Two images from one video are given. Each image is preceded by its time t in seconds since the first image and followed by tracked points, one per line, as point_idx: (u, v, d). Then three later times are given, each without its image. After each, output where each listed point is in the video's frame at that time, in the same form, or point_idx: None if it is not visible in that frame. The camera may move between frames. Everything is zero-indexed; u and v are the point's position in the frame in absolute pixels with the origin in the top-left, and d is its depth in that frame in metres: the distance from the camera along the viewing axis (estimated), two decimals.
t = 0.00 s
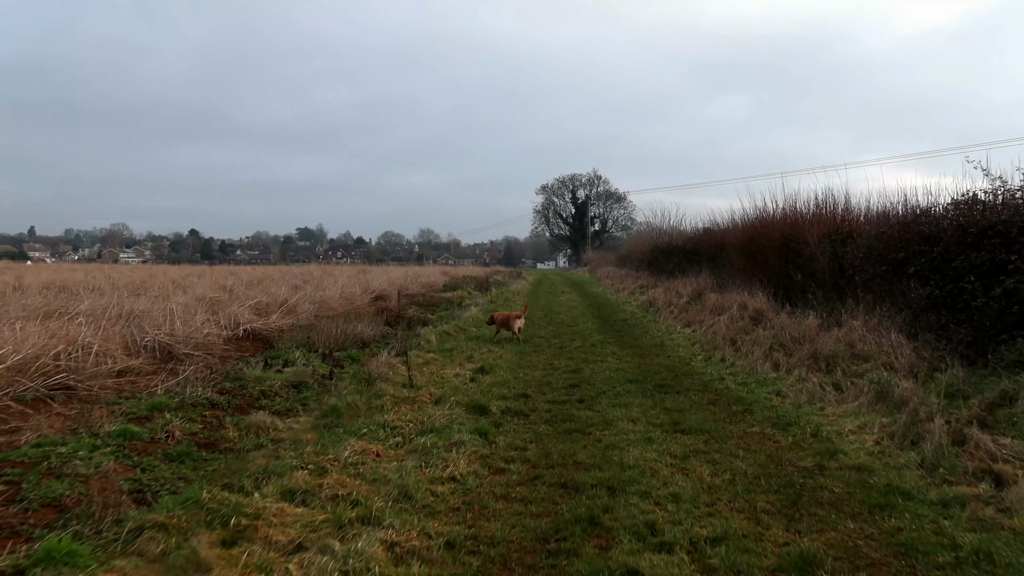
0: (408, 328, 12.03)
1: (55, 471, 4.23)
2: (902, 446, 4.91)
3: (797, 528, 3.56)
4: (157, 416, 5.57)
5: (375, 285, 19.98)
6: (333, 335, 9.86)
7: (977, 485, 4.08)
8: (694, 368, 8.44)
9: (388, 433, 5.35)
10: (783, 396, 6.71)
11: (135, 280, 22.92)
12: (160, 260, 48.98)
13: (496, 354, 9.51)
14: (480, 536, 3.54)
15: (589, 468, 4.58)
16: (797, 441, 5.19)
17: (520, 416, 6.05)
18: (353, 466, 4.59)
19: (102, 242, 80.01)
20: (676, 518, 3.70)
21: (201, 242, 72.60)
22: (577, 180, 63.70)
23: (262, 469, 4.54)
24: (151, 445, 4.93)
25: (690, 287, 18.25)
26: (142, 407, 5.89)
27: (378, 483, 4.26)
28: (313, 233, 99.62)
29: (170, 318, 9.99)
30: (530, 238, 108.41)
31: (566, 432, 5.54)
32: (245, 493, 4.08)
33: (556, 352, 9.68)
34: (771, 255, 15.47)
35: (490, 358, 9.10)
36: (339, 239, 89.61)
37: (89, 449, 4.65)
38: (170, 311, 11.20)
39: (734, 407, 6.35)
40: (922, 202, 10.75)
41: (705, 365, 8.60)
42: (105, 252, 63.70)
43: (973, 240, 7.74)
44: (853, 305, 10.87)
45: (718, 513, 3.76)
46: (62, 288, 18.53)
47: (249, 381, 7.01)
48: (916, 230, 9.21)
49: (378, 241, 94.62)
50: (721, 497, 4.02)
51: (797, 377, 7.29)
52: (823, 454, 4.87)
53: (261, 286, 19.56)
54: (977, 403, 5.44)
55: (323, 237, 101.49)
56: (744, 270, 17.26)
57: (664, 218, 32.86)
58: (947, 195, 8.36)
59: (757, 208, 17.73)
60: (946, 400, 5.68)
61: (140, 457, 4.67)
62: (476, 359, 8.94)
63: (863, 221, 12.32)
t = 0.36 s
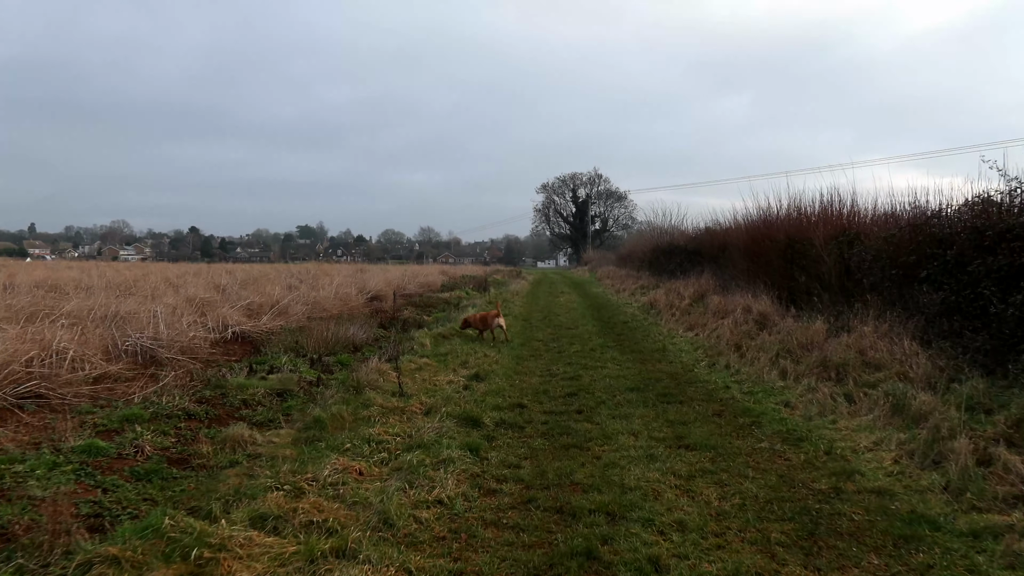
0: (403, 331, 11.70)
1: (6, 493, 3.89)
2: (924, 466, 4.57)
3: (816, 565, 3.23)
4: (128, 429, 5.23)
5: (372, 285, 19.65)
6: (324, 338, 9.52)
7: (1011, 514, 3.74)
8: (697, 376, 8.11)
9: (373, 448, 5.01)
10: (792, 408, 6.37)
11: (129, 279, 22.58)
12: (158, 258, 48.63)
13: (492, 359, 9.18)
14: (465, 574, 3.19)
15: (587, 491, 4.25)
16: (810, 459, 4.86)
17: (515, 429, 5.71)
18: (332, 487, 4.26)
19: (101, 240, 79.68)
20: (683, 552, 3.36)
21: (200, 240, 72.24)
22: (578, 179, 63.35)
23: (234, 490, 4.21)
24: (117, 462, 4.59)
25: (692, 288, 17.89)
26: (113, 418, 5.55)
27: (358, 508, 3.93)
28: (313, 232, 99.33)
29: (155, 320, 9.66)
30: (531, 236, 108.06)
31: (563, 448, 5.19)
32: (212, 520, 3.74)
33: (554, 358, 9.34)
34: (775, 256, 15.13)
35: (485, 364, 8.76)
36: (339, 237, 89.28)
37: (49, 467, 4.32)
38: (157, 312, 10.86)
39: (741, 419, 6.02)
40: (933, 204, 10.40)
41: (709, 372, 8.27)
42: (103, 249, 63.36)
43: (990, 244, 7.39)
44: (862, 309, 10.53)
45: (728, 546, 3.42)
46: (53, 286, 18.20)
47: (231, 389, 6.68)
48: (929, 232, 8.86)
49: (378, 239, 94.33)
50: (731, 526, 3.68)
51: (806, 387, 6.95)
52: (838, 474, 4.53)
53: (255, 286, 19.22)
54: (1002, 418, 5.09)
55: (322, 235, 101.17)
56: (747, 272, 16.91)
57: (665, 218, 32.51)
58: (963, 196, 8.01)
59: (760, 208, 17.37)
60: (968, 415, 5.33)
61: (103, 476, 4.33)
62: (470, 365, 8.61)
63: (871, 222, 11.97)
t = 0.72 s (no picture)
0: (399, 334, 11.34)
1: None
2: (955, 486, 4.22)
3: None
4: (97, 439, 4.87)
5: (369, 286, 19.29)
6: (315, 342, 9.17)
7: None
8: (704, 383, 7.75)
9: (359, 462, 4.65)
10: (806, 419, 6.01)
11: (124, 279, 22.21)
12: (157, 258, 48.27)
13: (491, 364, 8.81)
14: None
15: (590, 512, 3.89)
16: (831, 477, 4.50)
17: (512, 441, 5.36)
18: (313, 507, 3.90)
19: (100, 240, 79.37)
20: None
21: (200, 240, 71.93)
22: (579, 180, 63.05)
23: (204, 509, 3.85)
24: (81, 478, 4.23)
25: (695, 291, 17.52)
26: (84, 426, 5.19)
27: (338, 533, 3.57)
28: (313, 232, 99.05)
29: (141, 321, 9.29)
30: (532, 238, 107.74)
31: (564, 462, 4.84)
32: (176, 546, 3.38)
33: (554, 363, 8.99)
34: (781, 259, 14.78)
35: (482, 369, 8.41)
36: (339, 238, 88.93)
37: (3, 483, 3.95)
38: (144, 313, 10.49)
39: (753, 432, 5.66)
40: (947, 205, 10.05)
41: (716, 380, 7.91)
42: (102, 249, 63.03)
43: (1013, 247, 7.05)
44: (874, 314, 10.18)
45: None
46: (43, 286, 17.81)
47: (213, 394, 6.32)
48: (946, 235, 8.51)
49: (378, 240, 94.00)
50: (750, 556, 3.32)
51: (821, 396, 6.59)
52: (863, 495, 4.17)
53: (250, 287, 18.84)
54: None
55: (322, 236, 100.85)
56: (752, 275, 16.55)
57: (667, 220, 32.15)
58: (983, 197, 7.66)
59: (765, 210, 17.03)
60: (998, 429, 4.98)
61: (63, 493, 3.97)
62: (467, 370, 8.25)
63: (882, 225, 11.63)
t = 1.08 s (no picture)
0: (394, 336, 11.01)
1: None
2: (990, 502, 3.88)
3: None
4: (63, 453, 4.53)
5: (365, 287, 18.95)
6: (306, 345, 8.83)
7: None
8: (711, 387, 7.42)
9: (344, 478, 4.31)
10: (821, 426, 5.67)
11: (118, 280, 21.87)
12: (155, 260, 47.91)
13: (488, 367, 8.48)
14: None
15: (593, 535, 3.55)
16: (853, 492, 4.15)
17: (509, 453, 5.02)
18: (289, 531, 3.56)
19: (99, 241, 79.06)
20: None
21: (199, 241, 71.58)
22: (579, 178, 62.70)
23: (171, 533, 3.51)
24: (39, 497, 3.89)
25: (699, 290, 17.17)
26: (50, 439, 4.84)
27: (315, 560, 3.23)
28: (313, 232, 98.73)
29: (125, 323, 8.96)
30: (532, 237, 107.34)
31: (565, 477, 4.50)
32: None
33: (554, 366, 8.65)
34: (786, 257, 14.44)
35: (479, 373, 8.07)
36: (338, 238, 88.60)
37: None
38: (130, 315, 10.15)
39: (766, 440, 5.32)
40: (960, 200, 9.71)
41: (723, 383, 7.56)
42: (100, 250, 62.65)
43: None
44: (885, 313, 9.83)
45: None
46: (33, 288, 17.47)
47: (193, 401, 5.99)
48: (962, 230, 8.17)
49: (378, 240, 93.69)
50: None
51: (835, 401, 6.25)
52: (890, 513, 3.82)
53: (244, 288, 18.49)
54: None
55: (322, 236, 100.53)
56: (757, 273, 16.20)
57: (668, 217, 31.80)
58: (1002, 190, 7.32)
59: (770, 207, 16.68)
60: None
61: (17, 516, 3.62)
62: (464, 374, 7.92)
63: (891, 220, 11.29)
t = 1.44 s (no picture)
0: (388, 339, 10.66)
1: None
2: None
3: None
4: (18, 474, 4.18)
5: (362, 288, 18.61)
6: (294, 350, 8.48)
7: None
8: (718, 395, 7.05)
9: (321, 503, 3.95)
10: (837, 441, 5.31)
11: (111, 280, 21.51)
12: (154, 259, 47.59)
13: (484, 374, 8.13)
14: None
15: (592, 572, 3.19)
16: (878, 519, 3.79)
17: (503, 472, 4.66)
18: (255, 567, 3.20)
19: (99, 240, 78.77)
20: None
21: (198, 241, 71.30)
22: (580, 178, 62.33)
23: (123, 569, 3.15)
24: None
25: (702, 291, 16.79)
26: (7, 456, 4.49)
27: None
28: (313, 232, 98.50)
29: (106, 327, 8.60)
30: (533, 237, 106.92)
31: (563, 500, 4.14)
32: None
33: (553, 373, 8.29)
34: (792, 258, 14.06)
35: (474, 380, 7.71)
36: (339, 238, 88.28)
37: None
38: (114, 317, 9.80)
39: (779, 457, 4.95)
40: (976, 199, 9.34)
41: (730, 392, 7.20)
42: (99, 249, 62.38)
43: None
44: (898, 317, 9.45)
45: None
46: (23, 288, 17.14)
47: (168, 412, 5.63)
48: (981, 231, 7.80)
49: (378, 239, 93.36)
50: None
51: (850, 413, 5.89)
52: (922, 545, 3.46)
53: (238, 289, 18.15)
54: None
55: (322, 236, 100.23)
56: (761, 274, 15.83)
57: (671, 217, 31.42)
58: None
59: (775, 207, 16.29)
60: None
61: None
62: (458, 382, 7.56)
63: (902, 221, 10.91)
